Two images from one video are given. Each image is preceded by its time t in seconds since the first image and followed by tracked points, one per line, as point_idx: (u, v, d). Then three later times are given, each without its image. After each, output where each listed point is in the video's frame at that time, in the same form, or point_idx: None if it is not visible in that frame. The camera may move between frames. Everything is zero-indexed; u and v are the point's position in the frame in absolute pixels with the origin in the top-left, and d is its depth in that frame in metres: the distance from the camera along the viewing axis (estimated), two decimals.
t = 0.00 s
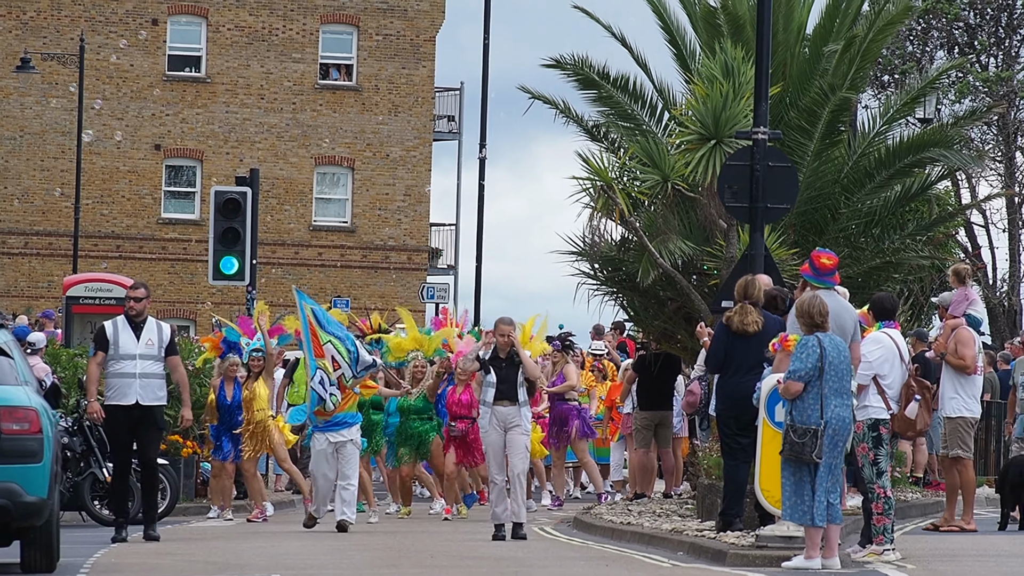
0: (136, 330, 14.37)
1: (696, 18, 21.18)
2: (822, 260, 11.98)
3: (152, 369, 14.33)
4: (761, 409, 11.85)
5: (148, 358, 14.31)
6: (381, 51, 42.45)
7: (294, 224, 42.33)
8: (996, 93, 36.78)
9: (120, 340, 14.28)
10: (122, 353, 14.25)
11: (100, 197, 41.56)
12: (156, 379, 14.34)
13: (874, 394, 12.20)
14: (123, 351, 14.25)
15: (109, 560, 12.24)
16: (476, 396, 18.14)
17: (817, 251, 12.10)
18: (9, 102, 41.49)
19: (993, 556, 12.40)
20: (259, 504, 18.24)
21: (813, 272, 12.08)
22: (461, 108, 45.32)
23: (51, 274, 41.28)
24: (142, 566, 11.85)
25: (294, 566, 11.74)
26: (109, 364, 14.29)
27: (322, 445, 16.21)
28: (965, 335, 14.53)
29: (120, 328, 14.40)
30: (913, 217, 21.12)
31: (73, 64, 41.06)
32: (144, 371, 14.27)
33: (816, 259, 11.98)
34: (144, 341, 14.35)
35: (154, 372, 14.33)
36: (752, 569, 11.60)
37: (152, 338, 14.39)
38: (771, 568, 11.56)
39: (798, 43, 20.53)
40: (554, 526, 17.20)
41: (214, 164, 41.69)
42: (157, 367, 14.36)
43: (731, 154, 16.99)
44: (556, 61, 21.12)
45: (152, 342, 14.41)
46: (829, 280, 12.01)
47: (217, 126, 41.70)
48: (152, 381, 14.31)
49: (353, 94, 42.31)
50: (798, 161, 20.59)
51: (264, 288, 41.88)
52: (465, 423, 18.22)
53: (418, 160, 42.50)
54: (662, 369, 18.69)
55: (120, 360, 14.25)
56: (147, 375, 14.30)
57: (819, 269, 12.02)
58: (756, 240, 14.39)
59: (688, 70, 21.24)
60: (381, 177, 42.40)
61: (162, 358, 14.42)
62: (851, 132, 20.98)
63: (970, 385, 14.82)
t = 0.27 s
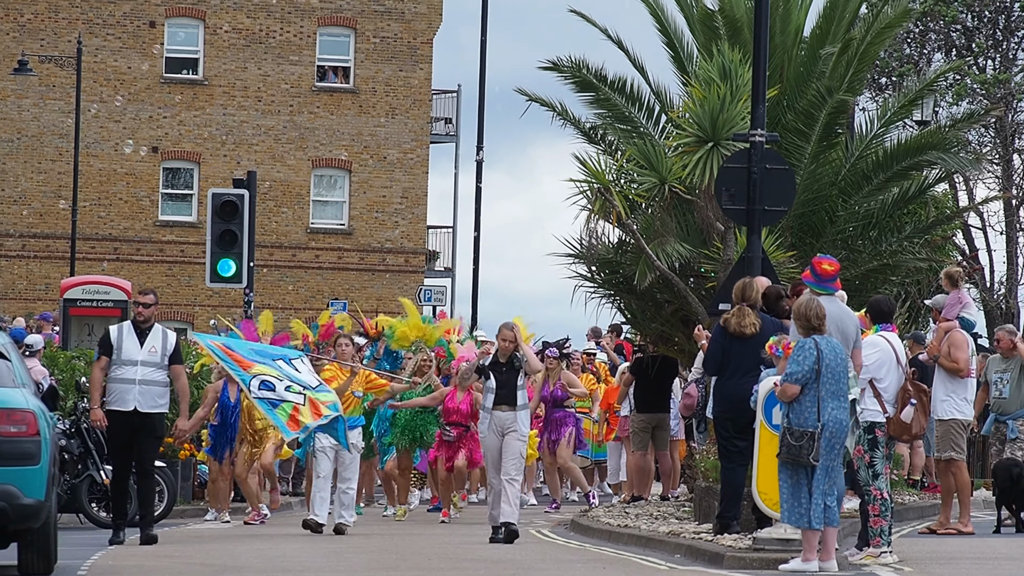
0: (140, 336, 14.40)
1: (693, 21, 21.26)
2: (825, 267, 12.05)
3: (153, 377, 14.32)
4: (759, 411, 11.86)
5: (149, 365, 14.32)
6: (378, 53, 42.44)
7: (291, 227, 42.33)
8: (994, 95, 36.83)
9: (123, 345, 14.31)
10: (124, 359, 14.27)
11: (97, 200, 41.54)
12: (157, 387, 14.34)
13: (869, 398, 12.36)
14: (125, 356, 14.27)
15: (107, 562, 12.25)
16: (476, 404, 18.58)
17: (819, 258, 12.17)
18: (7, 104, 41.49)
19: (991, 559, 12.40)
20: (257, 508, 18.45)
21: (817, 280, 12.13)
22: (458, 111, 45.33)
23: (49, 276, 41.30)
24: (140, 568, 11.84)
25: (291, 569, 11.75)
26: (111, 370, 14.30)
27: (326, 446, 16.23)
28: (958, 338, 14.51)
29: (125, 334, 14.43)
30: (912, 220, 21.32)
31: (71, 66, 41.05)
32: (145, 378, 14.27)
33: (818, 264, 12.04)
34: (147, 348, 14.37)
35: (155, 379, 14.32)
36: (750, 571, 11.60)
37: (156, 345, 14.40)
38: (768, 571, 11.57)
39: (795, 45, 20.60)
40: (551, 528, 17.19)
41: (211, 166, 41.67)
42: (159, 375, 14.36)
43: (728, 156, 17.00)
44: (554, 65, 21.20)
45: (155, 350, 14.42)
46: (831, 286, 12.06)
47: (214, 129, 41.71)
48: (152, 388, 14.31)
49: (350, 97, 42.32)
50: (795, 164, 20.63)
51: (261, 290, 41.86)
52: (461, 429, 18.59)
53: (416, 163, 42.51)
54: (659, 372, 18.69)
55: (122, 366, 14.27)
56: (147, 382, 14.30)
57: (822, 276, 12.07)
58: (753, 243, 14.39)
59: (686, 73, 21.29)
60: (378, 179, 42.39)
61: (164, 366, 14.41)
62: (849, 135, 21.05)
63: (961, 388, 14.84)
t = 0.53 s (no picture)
0: (152, 332, 14.37)
1: (692, 22, 21.30)
2: (826, 269, 11.94)
3: (161, 374, 14.26)
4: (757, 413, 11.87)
5: (158, 361, 14.26)
6: (376, 55, 42.43)
7: (289, 228, 42.33)
8: (992, 97, 36.86)
9: (134, 340, 14.29)
10: (133, 354, 14.24)
11: (95, 201, 41.54)
12: (165, 384, 14.28)
13: (869, 401, 12.36)
14: (135, 351, 14.25)
15: (105, 563, 12.24)
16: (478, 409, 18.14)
17: (821, 259, 12.05)
18: (4, 106, 41.52)
19: (988, 560, 12.41)
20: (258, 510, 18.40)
21: (818, 280, 12.04)
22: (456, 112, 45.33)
23: (47, 278, 41.30)
24: (137, 570, 11.84)
25: (288, 570, 11.74)
26: (120, 364, 14.27)
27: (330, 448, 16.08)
28: (950, 339, 14.45)
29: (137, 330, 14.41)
30: (910, 221, 21.49)
31: (69, 68, 41.05)
32: (153, 374, 14.22)
33: (821, 266, 11.94)
34: (157, 344, 14.32)
35: (163, 377, 14.26)
36: (747, 573, 11.60)
37: (166, 343, 14.36)
38: (765, 573, 11.57)
39: (793, 46, 20.55)
40: (549, 530, 17.19)
41: (209, 167, 41.68)
42: (168, 373, 14.30)
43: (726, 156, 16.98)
44: (551, 66, 21.28)
45: (165, 347, 14.38)
46: (833, 288, 11.99)
47: (212, 130, 41.72)
48: (160, 385, 14.25)
49: (348, 98, 42.31)
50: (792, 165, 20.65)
51: (259, 292, 41.86)
52: (460, 434, 18.19)
53: (413, 164, 42.51)
54: (656, 373, 18.68)
55: (131, 361, 14.25)
56: (155, 379, 14.24)
57: (823, 277, 11.97)
58: (751, 245, 14.44)
59: (683, 74, 21.35)
60: (376, 181, 42.40)
61: (173, 364, 14.35)
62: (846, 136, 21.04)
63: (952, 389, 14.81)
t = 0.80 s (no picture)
0: (157, 332, 14.22)
1: (689, 22, 21.30)
2: (827, 269, 11.99)
3: (169, 373, 14.15)
4: (755, 412, 11.88)
5: (167, 361, 14.14)
6: (374, 54, 42.42)
7: (287, 228, 42.31)
8: (990, 97, 36.87)
9: (142, 340, 14.09)
10: (142, 354, 14.05)
11: (93, 200, 41.51)
12: (172, 383, 14.16)
13: (866, 400, 12.38)
14: (144, 351, 14.05)
15: (103, 562, 12.23)
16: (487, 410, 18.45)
17: (822, 259, 12.11)
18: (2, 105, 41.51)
19: (985, 560, 12.41)
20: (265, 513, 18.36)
21: (819, 280, 12.09)
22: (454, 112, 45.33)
23: (45, 277, 41.27)
24: (135, 569, 11.83)
25: (286, 569, 11.74)
26: (126, 364, 14.02)
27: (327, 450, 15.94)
28: (943, 340, 14.38)
29: (140, 330, 14.22)
30: (907, 221, 21.52)
31: (67, 67, 41.02)
32: (163, 373, 14.09)
33: (821, 267, 11.99)
34: (164, 343, 14.19)
35: (171, 376, 14.15)
36: (745, 573, 11.59)
37: (172, 341, 14.24)
38: (763, 572, 11.57)
39: (790, 47, 20.61)
40: (546, 531, 17.18)
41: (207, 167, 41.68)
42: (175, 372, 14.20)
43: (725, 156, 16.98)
44: (549, 67, 21.37)
45: (171, 347, 14.25)
46: (834, 288, 12.02)
47: (210, 130, 41.70)
48: (170, 385, 14.13)
49: (346, 98, 42.31)
50: (791, 165, 20.72)
51: (257, 292, 41.83)
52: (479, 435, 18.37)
53: (411, 164, 42.53)
54: (654, 373, 18.62)
55: (140, 360, 14.04)
56: (164, 378, 14.12)
57: (824, 277, 12.02)
58: (749, 245, 14.39)
59: (682, 74, 21.37)
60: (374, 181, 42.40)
61: (178, 364, 14.25)
62: (844, 136, 21.08)
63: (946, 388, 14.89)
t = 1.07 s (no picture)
0: (158, 332, 14.12)
1: (684, 22, 21.37)
2: (822, 268, 12.02)
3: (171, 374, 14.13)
4: (749, 412, 11.87)
5: (170, 362, 14.12)
6: (369, 54, 42.38)
7: (282, 227, 42.31)
8: (984, 96, 36.89)
9: (150, 341, 13.99)
10: (151, 356, 13.95)
11: (87, 199, 41.48)
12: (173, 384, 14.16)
13: (860, 399, 12.33)
14: (154, 354, 13.97)
15: (97, 562, 12.22)
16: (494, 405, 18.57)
17: (817, 259, 12.14)
18: None
19: (980, 559, 12.41)
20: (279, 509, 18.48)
21: (814, 280, 12.12)
22: (449, 111, 45.32)
23: (39, 276, 41.24)
24: (130, 569, 11.82)
25: (281, 569, 11.73)
26: (137, 366, 13.88)
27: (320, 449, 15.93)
28: (933, 340, 14.40)
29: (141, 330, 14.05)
30: (902, 220, 21.36)
31: (61, 66, 40.98)
32: (169, 375, 14.07)
33: (816, 266, 12.01)
34: (165, 345, 14.14)
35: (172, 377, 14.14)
36: (740, 572, 11.60)
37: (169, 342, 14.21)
38: (758, 572, 11.57)
39: (785, 46, 20.65)
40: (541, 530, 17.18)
41: (202, 166, 41.64)
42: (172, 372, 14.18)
43: (719, 155, 17.01)
44: (544, 65, 21.32)
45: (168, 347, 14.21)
46: (829, 288, 12.03)
47: (204, 129, 41.69)
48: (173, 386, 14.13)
49: (341, 97, 42.29)
50: (785, 164, 20.78)
51: (251, 291, 41.84)
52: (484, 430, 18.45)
53: (406, 163, 42.53)
54: (649, 374, 18.59)
55: (149, 362, 13.94)
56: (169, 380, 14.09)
57: (819, 277, 12.04)
58: (744, 244, 14.37)
59: (677, 73, 21.37)
60: (368, 180, 42.39)
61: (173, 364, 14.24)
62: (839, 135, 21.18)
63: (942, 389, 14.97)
